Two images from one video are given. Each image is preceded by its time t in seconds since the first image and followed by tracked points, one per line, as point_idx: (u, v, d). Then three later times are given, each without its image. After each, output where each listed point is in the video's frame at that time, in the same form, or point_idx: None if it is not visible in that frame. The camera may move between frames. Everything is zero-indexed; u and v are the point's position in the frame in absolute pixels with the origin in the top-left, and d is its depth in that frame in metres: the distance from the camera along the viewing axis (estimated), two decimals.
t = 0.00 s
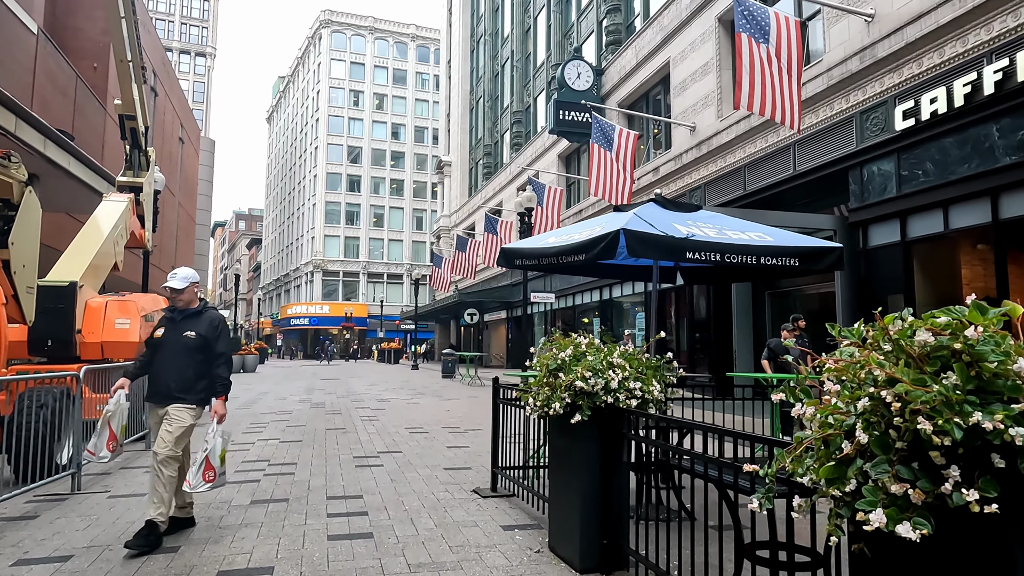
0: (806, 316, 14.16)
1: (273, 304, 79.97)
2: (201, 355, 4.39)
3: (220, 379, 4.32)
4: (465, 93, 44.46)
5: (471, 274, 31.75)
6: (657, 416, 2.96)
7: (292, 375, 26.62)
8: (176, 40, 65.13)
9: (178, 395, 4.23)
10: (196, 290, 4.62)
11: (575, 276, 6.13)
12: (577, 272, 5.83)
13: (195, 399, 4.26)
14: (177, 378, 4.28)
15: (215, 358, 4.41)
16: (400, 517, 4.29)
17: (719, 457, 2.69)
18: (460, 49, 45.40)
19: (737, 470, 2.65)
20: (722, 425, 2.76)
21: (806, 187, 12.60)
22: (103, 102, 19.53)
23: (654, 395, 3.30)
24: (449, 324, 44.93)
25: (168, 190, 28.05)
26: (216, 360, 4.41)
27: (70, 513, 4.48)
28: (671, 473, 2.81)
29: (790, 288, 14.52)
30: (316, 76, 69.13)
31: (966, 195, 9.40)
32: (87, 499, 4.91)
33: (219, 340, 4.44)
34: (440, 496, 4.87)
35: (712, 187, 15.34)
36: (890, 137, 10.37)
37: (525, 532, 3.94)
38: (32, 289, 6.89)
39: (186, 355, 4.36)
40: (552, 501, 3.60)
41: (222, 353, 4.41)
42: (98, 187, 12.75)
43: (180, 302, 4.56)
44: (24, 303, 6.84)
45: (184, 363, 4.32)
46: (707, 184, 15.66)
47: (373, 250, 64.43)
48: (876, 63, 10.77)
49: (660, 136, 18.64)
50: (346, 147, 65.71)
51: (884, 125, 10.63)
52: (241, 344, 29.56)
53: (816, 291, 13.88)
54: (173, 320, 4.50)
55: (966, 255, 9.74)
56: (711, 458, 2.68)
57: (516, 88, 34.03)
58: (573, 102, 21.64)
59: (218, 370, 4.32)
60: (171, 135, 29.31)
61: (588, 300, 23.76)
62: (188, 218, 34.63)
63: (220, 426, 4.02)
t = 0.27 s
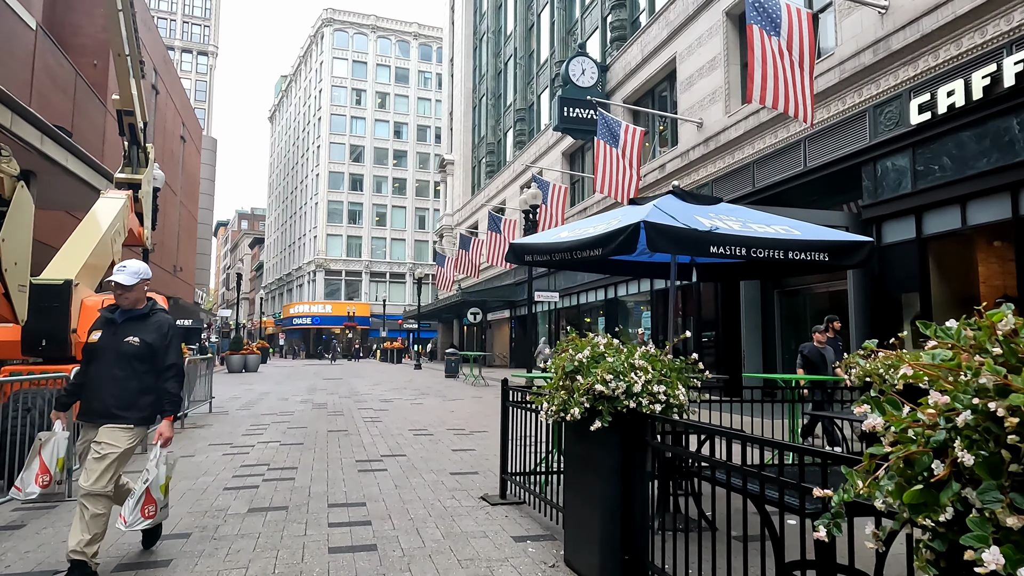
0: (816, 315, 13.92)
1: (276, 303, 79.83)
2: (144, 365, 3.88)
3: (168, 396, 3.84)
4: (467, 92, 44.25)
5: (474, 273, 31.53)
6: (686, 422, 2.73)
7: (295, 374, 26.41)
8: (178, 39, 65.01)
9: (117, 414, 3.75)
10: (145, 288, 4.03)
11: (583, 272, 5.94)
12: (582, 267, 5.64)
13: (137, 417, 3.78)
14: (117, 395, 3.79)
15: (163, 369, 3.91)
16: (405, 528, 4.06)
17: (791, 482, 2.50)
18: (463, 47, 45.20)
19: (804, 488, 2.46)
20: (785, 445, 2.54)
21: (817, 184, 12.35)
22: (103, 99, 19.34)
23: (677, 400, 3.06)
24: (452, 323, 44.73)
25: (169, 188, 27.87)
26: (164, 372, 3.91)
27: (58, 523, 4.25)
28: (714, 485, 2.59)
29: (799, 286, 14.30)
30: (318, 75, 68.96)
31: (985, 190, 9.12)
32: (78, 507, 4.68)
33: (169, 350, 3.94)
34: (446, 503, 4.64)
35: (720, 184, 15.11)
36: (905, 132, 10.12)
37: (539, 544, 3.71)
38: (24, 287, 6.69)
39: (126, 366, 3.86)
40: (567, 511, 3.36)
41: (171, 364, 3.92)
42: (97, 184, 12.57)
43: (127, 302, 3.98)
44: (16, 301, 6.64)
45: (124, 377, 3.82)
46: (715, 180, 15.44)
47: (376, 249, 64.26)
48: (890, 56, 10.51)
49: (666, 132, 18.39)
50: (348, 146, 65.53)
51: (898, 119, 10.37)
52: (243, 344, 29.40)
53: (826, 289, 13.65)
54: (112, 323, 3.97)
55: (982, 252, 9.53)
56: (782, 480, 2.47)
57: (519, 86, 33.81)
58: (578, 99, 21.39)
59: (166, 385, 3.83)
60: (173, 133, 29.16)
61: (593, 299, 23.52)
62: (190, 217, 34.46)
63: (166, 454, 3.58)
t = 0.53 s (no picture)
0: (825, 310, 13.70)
1: (277, 300, 79.71)
2: (76, 354, 3.39)
3: (97, 389, 3.29)
4: (469, 86, 43.98)
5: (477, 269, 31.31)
6: (709, 420, 2.53)
7: (296, 371, 26.22)
8: (179, 34, 64.72)
9: (44, 414, 3.31)
10: (75, 259, 3.47)
11: (591, 263, 5.76)
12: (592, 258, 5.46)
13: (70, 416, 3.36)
14: (44, 390, 3.33)
15: (94, 356, 3.37)
16: (409, 533, 3.83)
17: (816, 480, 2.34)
18: (464, 41, 44.93)
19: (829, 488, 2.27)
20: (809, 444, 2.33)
21: (827, 176, 12.11)
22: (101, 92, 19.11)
23: (704, 398, 2.83)
24: (454, 320, 44.54)
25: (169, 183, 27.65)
26: (96, 360, 3.38)
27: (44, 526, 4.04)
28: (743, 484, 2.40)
29: (807, 281, 14.09)
30: (319, 70, 68.67)
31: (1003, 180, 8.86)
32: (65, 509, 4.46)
33: (100, 334, 3.40)
34: (452, 506, 4.42)
35: (726, 177, 14.89)
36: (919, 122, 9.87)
37: (551, 551, 3.49)
38: (14, 279, 6.47)
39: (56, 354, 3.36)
40: (582, 516, 3.16)
41: (101, 350, 3.37)
42: (93, 177, 12.38)
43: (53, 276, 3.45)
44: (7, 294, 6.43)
45: (51, 370, 3.34)
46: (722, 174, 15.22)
47: (377, 245, 64.06)
48: (904, 44, 10.25)
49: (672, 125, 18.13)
50: (350, 141, 65.28)
51: (912, 109, 10.12)
52: (244, 340, 29.22)
53: (835, 284, 13.43)
54: (33, 304, 3.43)
55: (999, 245, 9.44)
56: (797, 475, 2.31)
57: (521, 80, 33.54)
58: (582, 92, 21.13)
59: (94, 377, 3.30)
60: (173, 128, 28.96)
61: (596, 295, 23.31)
62: (190, 213, 34.24)
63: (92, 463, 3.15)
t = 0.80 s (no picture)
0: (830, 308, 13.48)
1: (274, 297, 79.43)
2: None
3: None
4: (468, 82, 43.68)
5: (476, 266, 31.05)
6: (734, 433, 2.32)
7: (294, 368, 25.96)
8: (175, 29, 64.30)
9: None
10: None
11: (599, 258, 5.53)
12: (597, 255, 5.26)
13: None
14: None
15: None
16: (409, 548, 3.58)
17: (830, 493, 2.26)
18: (463, 37, 44.64)
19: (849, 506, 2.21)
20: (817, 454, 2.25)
21: (835, 172, 11.87)
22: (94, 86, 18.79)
23: (733, 407, 2.58)
24: (452, 317, 44.31)
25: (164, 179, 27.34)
26: None
27: (18, 539, 3.77)
28: (774, 502, 2.31)
29: (812, 279, 13.85)
30: (317, 66, 68.29)
31: (1017, 175, 8.61)
32: (43, 520, 4.19)
33: None
34: (454, 517, 4.17)
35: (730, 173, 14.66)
36: (931, 116, 9.64)
37: (562, 569, 3.26)
38: None
39: None
40: (597, 534, 2.92)
41: None
42: (84, 171, 12.14)
43: None
44: None
45: None
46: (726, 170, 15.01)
47: (375, 242, 63.78)
48: (915, 36, 9.99)
49: (674, 120, 17.87)
50: (347, 137, 64.93)
51: (924, 102, 9.87)
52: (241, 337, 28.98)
53: (841, 281, 13.20)
54: None
55: (1012, 241, 9.11)
56: (814, 493, 2.24)
57: (521, 76, 33.24)
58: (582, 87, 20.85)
59: None
60: (169, 123, 28.67)
61: (597, 292, 23.07)
62: (186, 209, 33.93)
63: None
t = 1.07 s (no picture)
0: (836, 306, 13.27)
1: (271, 295, 79.04)
2: None
3: None
4: (465, 79, 43.42)
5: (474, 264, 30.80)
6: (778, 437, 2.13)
7: (291, 367, 25.69)
8: (170, 25, 63.86)
9: None
10: None
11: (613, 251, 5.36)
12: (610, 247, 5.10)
13: None
14: None
15: None
16: (416, 559, 3.35)
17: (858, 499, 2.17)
18: (461, 34, 44.37)
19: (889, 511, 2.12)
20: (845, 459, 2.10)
21: (841, 167, 11.68)
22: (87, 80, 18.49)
23: (776, 410, 2.36)
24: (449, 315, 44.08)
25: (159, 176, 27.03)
26: None
27: None
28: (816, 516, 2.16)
29: (818, 276, 13.67)
30: (313, 63, 67.90)
31: None
32: (26, 528, 3.95)
33: None
34: (462, 524, 3.95)
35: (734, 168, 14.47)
36: (942, 109, 9.45)
37: None
38: None
39: None
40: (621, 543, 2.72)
41: None
42: (75, 165, 11.89)
43: None
44: None
45: None
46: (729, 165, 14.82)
47: (372, 240, 63.48)
48: (926, 28, 9.78)
49: (677, 116, 17.66)
50: (344, 135, 64.60)
51: (935, 95, 9.67)
52: (237, 336, 28.71)
53: (846, 278, 13.01)
54: None
55: None
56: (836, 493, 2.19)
57: (519, 72, 33.01)
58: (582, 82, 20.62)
59: None
60: (163, 119, 28.37)
61: (597, 290, 22.87)
62: (182, 206, 33.64)
63: None
